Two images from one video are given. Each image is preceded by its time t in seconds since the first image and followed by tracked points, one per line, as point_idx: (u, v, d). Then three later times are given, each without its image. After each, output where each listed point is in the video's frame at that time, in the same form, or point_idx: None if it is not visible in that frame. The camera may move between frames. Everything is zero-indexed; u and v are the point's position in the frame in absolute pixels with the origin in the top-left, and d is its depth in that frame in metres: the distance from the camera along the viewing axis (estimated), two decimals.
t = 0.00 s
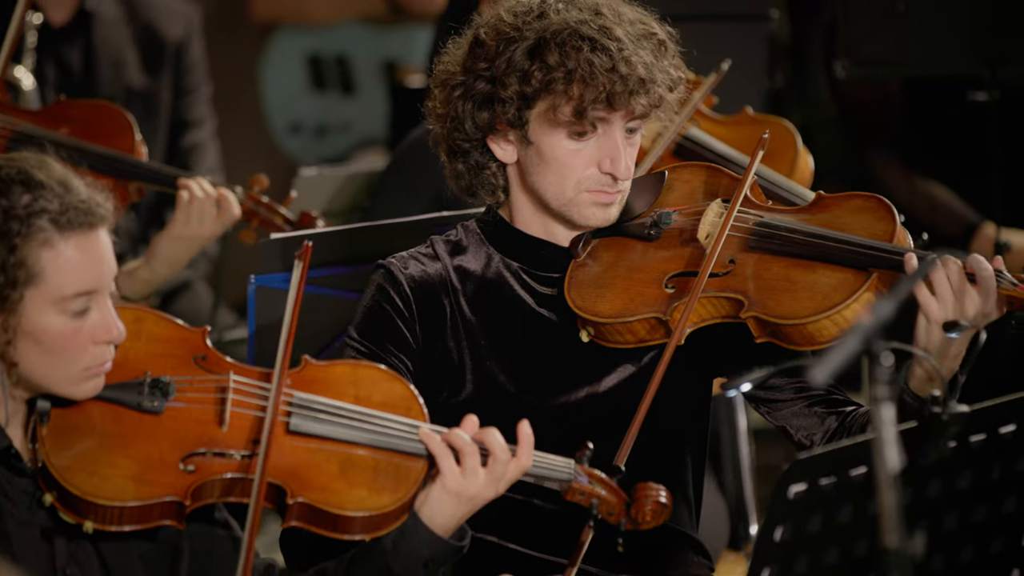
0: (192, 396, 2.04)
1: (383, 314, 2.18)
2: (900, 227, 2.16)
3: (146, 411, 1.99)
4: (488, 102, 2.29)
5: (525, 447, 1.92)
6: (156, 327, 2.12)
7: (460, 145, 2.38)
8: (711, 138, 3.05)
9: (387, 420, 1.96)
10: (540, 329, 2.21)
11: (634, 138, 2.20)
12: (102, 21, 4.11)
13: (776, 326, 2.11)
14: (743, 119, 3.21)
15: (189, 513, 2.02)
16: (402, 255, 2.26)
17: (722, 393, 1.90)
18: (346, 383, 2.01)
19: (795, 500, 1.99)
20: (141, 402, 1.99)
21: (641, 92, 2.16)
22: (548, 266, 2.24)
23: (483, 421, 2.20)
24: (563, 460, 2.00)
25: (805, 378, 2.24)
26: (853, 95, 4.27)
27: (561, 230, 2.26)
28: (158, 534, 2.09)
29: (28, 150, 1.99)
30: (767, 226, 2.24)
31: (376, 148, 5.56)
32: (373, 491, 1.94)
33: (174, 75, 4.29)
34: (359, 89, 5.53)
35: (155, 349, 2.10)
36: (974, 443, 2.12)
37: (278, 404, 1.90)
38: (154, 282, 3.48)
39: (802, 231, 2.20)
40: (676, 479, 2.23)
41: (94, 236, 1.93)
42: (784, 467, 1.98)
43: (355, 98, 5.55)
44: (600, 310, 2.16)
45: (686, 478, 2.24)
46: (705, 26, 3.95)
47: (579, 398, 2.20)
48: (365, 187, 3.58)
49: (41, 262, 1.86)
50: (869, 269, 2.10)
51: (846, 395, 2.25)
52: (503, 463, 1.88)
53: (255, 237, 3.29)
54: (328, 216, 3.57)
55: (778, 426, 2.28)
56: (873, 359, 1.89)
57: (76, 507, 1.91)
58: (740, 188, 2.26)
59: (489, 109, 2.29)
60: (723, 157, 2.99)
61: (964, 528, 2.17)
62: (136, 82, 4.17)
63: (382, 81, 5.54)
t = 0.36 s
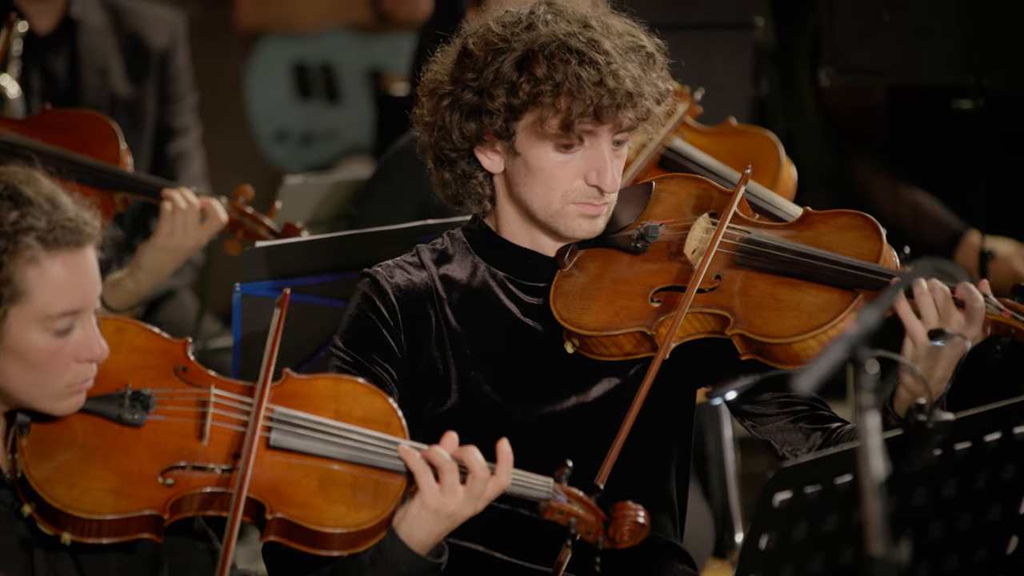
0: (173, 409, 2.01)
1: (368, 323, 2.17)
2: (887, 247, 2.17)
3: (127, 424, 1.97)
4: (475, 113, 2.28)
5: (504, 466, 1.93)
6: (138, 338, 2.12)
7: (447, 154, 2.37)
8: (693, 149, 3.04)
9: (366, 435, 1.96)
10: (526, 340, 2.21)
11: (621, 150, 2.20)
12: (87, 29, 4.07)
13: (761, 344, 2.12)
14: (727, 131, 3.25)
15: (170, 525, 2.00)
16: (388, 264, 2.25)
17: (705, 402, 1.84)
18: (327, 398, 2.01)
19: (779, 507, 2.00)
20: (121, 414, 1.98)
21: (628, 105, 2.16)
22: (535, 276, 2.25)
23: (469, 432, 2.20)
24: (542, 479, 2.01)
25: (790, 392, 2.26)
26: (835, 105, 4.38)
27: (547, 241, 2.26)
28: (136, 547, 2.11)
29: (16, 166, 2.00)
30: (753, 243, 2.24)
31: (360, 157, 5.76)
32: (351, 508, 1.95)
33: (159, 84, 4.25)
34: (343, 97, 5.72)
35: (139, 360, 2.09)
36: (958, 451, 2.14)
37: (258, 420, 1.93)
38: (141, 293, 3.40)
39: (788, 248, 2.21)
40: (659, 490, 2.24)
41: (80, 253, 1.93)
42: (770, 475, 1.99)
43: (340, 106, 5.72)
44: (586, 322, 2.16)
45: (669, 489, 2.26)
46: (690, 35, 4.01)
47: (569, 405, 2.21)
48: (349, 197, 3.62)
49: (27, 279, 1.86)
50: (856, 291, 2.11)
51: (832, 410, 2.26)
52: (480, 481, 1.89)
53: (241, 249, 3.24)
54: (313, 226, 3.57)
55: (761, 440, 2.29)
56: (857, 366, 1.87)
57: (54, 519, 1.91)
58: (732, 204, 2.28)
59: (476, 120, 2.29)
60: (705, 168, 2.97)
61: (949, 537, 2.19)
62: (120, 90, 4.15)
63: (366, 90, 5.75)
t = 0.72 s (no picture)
0: (161, 423, 1.99)
1: (359, 332, 2.17)
2: (877, 262, 2.18)
3: (115, 437, 1.95)
4: (467, 123, 2.28)
5: (493, 483, 1.92)
6: (127, 350, 2.10)
7: (438, 163, 2.37)
8: (678, 161, 3.09)
9: (355, 451, 1.96)
10: (515, 350, 2.21)
11: (612, 162, 2.20)
12: (75, 39, 4.13)
13: (750, 358, 2.13)
14: (713, 141, 3.30)
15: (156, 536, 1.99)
16: (379, 273, 2.25)
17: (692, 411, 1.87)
18: (316, 413, 2.01)
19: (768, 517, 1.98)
20: (110, 427, 1.96)
21: (621, 118, 2.16)
22: (525, 286, 2.25)
23: (458, 444, 2.20)
24: (529, 497, 2.01)
25: (779, 404, 2.28)
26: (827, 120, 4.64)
27: (538, 252, 2.26)
28: (124, 559, 2.10)
29: (13, 181, 1.99)
30: (743, 257, 2.25)
31: (349, 166, 5.66)
32: (338, 524, 1.94)
33: (147, 93, 4.32)
34: (332, 107, 5.62)
35: (127, 373, 2.07)
36: (947, 460, 2.14)
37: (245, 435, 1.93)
38: (129, 310, 3.40)
39: (779, 263, 2.21)
40: (648, 503, 2.25)
41: (74, 272, 1.93)
42: (757, 484, 1.96)
43: (328, 116, 5.64)
44: (576, 333, 2.17)
45: (658, 502, 2.27)
46: (676, 45, 4.05)
47: (559, 417, 2.21)
48: (337, 211, 3.60)
49: (20, 296, 1.85)
50: (845, 305, 2.12)
51: (820, 424, 2.27)
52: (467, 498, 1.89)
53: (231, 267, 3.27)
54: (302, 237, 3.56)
55: (750, 451, 2.31)
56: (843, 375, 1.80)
57: (41, 531, 1.90)
58: (721, 222, 2.32)
59: (468, 130, 2.28)
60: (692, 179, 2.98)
61: (937, 546, 2.21)
62: (109, 100, 4.20)
63: (354, 99, 5.62)
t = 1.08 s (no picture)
0: (149, 426, 1.99)
1: (346, 336, 2.17)
2: (864, 266, 2.19)
3: (103, 441, 1.95)
4: (455, 128, 2.28)
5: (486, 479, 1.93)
6: (115, 354, 2.09)
7: (426, 169, 2.37)
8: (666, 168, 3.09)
9: (345, 454, 1.96)
10: (503, 355, 2.21)
11: (600, 167, 2.20)
12: (61, 45, 4.12)
13: (738, 363, 2.13)
14: (700, 150, 3.30)
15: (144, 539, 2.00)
16: (367, 278, 2.25)
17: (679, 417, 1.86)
18: (305, 416, 2.01)
19: (755, 523, 1.98)
20: (98, 431, 1.95)
21: (609, 123, 2.17)
22: (513, 292, 2.24)
23: (445, 449, 2.20)
24: (518, 499, 2.01)
25: (766, 411, 2.29)
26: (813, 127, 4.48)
27: (525, 257, 2.26)
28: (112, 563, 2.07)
29: None
30: (731, 262, 2.25)
31: (335, 171, 5.69)
32: (327, 527, 1.95)
33: (133, 100, 4.33)
34: (319, 112, 5.57)
35: (114, 378, 2.06)
36: (933, 467, 2.13)
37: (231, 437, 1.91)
38: (119, 316, 3.40)
39: (768, 267, 2.21)
40: (635, 509, 2.26)
41: (60, 275, 1.92)
42: (743, 489, 1.96)
43: (315, 119, 5.58)
44: (564, 339, 2.17)
45: (645, 507, 2.28)
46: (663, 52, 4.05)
47: (542, 425, 2.21)
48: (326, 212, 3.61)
49: (6, 300, 1.85)
50: (833, 309, 2.13)
51: (808, 429, 2.28)
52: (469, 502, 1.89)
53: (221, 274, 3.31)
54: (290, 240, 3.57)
55: (737, 458, 2.30)
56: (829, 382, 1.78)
57: (29, 535, 1.90)
58: (711, 224, 2.32)
59: (456, 135, 2.28)
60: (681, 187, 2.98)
61: (924, 552, 2.21)
62: (95, 106, 4.20)
63: (342, 104, 5.58)
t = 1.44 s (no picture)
0: (131, 434, 1.98)
1: (327, 345, 2.17)
2: (847, 276, 2.19)
3: (85, 449, 1.95)
4: (437, 138, 2.28)
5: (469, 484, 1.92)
6: (96, 363, 2.09)
7: (408, 178, 2.37)
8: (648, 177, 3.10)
9: (326, 459, 1.94)
10: (484, 364, 2.21)
11: (583, 176, 2.20)
12: (43, 56, 4.13)
13: (720, 372, 2.13)
14: (683, 158, 3.32)
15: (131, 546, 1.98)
16: (349, 287, 2.25)
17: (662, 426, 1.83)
18: (286, 423, 2.01)
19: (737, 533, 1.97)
20: (80, 439, 1.96)
21: (592, 132, 2.17)
22: (496, 300, 2.25)
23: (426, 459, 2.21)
24: (501, 502, 2.01)
25: (748, 420, 2.28)
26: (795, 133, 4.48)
27: (507, 266, 2.26)
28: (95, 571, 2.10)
29: None
30: (714, 273, 2.25)
31: (317, 179, 5.63)
32: (310, 532, 1.95)
33: (115, 110, 4.33)
34: (299, 120, 5.59)
35: (95, 387, 2.06)
36: (916, 476, 2.12)
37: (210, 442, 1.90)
38: (102, 324, 3.39)
39: (752, 278, 2.22)
40: (617, 517, 2.27)
41: (42, 287, 1.92)
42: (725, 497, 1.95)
43: (295, 128, 5.59)
44: (546, 349, 2.17)
45: (627, 516, 2.28)
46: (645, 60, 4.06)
47: (529, 431, 2.22)
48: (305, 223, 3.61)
49: None
50: (816, 319, 2.13)
51: (789, 438, 2.28)
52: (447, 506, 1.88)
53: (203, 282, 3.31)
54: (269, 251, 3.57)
55: (719, 467, 2.30)
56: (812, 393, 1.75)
57: (12, 544, 1.90)
58: (694, 234, 2.31)
59: (439, 145, 2.28)
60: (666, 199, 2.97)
61: (906, 561, 2.21)
62: (77, 116, 4.21)
63: (322, 110, 5.60)
